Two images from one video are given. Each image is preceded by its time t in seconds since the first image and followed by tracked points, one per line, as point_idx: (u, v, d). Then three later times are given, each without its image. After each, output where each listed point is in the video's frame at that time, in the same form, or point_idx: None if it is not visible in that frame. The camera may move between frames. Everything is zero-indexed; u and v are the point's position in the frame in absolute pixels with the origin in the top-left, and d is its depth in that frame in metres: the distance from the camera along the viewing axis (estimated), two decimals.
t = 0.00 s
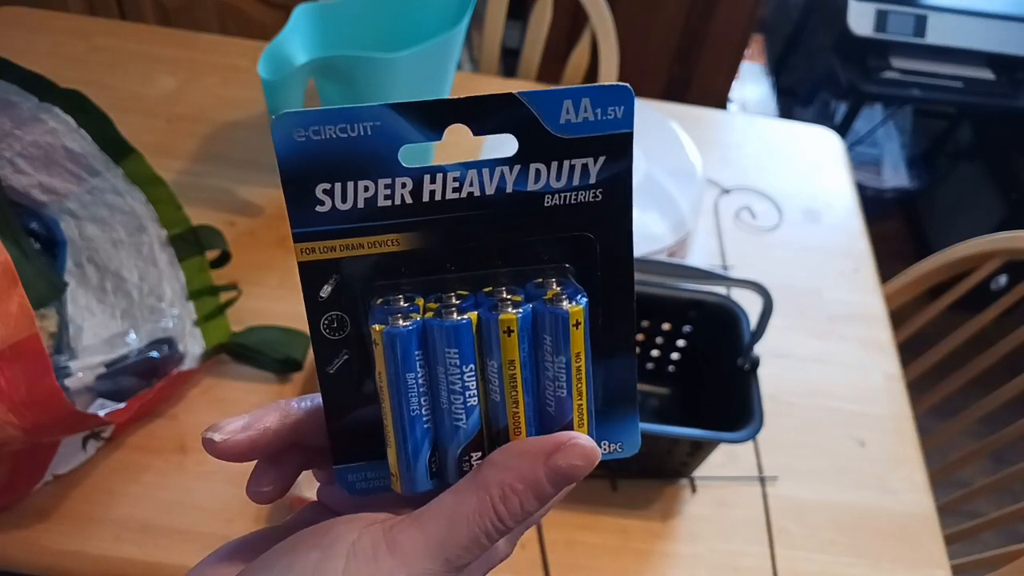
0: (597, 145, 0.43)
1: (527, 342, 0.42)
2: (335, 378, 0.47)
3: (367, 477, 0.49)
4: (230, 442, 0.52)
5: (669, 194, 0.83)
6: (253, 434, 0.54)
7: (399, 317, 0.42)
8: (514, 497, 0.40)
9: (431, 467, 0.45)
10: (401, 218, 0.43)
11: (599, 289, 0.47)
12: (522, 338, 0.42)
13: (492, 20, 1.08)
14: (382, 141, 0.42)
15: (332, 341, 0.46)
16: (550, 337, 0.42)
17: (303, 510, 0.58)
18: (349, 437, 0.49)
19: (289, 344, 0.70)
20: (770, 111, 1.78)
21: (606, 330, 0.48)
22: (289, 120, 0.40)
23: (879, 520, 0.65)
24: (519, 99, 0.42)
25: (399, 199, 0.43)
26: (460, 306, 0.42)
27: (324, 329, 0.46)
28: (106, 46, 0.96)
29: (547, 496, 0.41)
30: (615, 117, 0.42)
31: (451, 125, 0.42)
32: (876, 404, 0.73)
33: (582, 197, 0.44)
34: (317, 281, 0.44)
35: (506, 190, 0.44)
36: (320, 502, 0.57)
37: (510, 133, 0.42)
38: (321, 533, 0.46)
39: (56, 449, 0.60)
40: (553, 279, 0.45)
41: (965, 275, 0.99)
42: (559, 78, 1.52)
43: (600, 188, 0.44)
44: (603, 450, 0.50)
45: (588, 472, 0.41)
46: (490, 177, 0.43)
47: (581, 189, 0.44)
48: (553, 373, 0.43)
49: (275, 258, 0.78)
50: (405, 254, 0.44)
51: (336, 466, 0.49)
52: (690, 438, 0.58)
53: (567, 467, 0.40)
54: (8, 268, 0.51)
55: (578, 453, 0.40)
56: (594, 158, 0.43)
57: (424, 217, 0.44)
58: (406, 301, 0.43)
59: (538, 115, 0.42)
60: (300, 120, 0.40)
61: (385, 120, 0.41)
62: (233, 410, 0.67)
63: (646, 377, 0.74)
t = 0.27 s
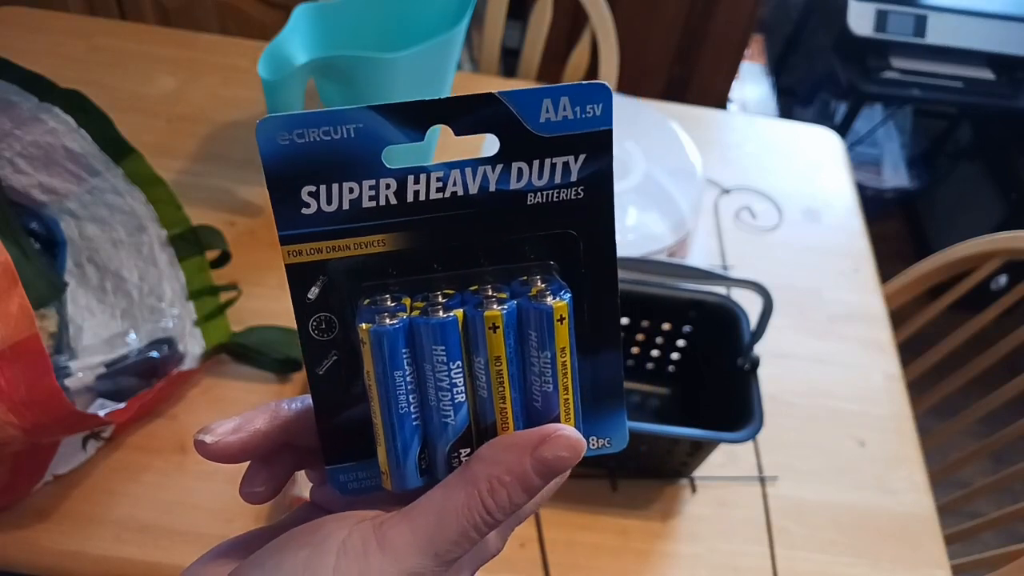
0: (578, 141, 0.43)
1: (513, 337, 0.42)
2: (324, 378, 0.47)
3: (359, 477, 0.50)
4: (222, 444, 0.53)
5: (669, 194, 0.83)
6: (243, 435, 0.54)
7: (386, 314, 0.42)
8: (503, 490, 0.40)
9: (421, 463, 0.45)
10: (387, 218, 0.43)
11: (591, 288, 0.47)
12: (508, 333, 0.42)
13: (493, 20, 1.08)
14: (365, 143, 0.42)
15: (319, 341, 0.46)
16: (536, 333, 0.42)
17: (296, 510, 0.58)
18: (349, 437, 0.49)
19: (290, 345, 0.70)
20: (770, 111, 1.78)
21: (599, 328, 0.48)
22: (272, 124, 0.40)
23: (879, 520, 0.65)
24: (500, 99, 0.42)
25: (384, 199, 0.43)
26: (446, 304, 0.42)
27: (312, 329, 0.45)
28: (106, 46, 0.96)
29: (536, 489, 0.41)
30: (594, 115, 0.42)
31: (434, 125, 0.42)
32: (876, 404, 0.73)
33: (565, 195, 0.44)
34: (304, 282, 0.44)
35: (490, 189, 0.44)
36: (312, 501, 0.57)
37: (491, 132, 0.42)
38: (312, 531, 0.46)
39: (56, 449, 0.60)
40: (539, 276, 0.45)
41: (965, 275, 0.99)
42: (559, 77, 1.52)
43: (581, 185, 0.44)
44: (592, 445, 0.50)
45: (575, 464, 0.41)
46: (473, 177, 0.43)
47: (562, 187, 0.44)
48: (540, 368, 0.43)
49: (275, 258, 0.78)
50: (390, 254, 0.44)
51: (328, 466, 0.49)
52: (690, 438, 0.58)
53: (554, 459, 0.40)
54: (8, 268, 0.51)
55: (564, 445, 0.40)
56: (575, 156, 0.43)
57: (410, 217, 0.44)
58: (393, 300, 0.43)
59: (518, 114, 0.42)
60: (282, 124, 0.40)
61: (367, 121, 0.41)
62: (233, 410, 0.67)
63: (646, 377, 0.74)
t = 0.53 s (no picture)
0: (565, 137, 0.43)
1: (498, 330, 0.43)
2: (313, 374, 0.47)
3: (347, 474, 0.50)
4: (208, 440, 0.52)
5: (668, 194, 0.83)
6: (231, 432, 0.54)
7: (371, 308, 0.42)
8: (487, 481, 0.40)
9: (409, 458, 0.45)
10: (372, 213, 0.43)
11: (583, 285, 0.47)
12: (493, 326, 0.42)
13: (493, 21, 1.08)
14: (349, 137, 0.42)
15: (306, 338, 0.46)
16: (522, 325, 0.43)
17: (286, 507, 0.58)
18: (348, 437, 0.49)
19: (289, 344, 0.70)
20: (770, 111, 1.78)
21: (588, 323, 0.48)
22: (256, 118, 0.40)
23: (879, 520, 0.65)
24: (485, 91, 0.42)
25: (368, 194, 0.43)
26: (431, 298, 0.43)
27: (298, 325, 0.46)
28: (106, 46, 0.96)
29: (520, 480, 0.41)
30: (579, 108, 0.43)
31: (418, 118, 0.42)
32: (876, 404, 0.73)
33: (549, 187, 0.44)
34: (290, 278, 0.44)
35: (475, 183, 0.44)
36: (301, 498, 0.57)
37: (476, 125, 0.42)
38: (297, 525, 0.46)
39: (55, 449, 0.60)
40: (524, 270, 0.45)
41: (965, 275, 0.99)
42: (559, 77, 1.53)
43: (566, 177, 0.44)
44: (580, 440, 0.50)
45: (558, 454, 0.41)
46: (458, 170, 0.43)
47: (547, 180, 0.44)
48: (526, 361, 0.43)
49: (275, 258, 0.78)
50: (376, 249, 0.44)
51: (318, 463, 0.49)
52: (690, 438, 0.58)
53: (538, 448, 0.40)
54: (8, 268, 0.51)
55: (548, 434, 0.40)
56: (560, 149, 0.43)
57: (394, 213, 0.44)
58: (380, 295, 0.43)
59: (502, 106, 0.42)
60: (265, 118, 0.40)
61: (351, 115, 0.41)
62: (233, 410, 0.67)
63: (645, 377, 0.74)
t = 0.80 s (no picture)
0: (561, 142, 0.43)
1: (496, 340, 0.43)
2: (311, 385, 0.47)
3: (343, 484, 0.50)
4: (205, 449, 0.52)
5: (669, 194, 0.83)
6: (227, 441, 0.53)
7: (369, 319, 0.42)
8: (484, 492, 0.40)
9: (406, 468, 0.45)
10: (369, 223, 0.43)
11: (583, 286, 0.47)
12: (490, 336, 0.42)
13: (493, 21, 1.08)
14: (345, 147, 0.42)
15: (303, 348, 0.46)
16: (519, 335, 0.43)
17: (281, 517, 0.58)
18: (348, 438, 0.49)
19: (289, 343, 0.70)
20: (770, 111, 1.78)
21: (588, 331, 0.48)
22: (252, 130, 0.40)
23: (879, 520, 0.65)
24: (479, 101, 0.42)
25: (366, 204, 0.43)
26: (429, 308, 0.42)
27: (295, 335, 0.46)
28: (106, 46, 0.96)
29: (519, 491, 0.41)
30: (575, 119, 0.43)
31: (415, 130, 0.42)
32: (876, 404, 0.73)
33: (545, 198, 0.45)
34: (287, 288, 0.44)
35: (472, 193, 0.44)
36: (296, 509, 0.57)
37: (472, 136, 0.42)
38: (294, 537, 0.46)
39: (55, 449, 0.60)
40: (521, 281, 0.45)
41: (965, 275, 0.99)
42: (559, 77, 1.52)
43: (562, 189, 0.44)
44: (576, 450, 0.50)
45: (557, 465, 0.41)
46: (455, 181, 0.43)
47: (543, 192, 0.44)
48: (523, 372, 0.43)
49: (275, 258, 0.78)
50: (373, 259, 0.44)
51: (313, 474, 0.49)
52: (690, 438, 0.58)
53: (535, 460, 0.40)
54: (8, 268, 0.51)
55: (545, 446, 0.40)
56: (557, 159, 0.44)
57: (391, 222, 0.44)
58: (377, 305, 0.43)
59: (499, 116, 0.42)
60: (261, 129, 0.40)
61: (348, 125, 0.41)
62: (233, 410, 0.67)
63: (645, 377, 0.74)
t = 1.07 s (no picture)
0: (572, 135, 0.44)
1: (513, 333, 0.43)
2: (323, 374, 0.47)
3: (350, 478, 0.50)
4: (211, 424, 0.53)
5: (669, 194, 0.83)
6: (236, 419, 0.54)
7: (386, 308, 0.42)
8: (491, 486, 0.40)
9: (418, 462, 0.45)
10: (388, 215, 0.44)
11: (582, 285, 0.47)
12: (508, 328, 0.42)
13: (493, 21, 1.08)
14: (367, 139, 0.42)
15: (316, 337, 0.46)
16: (534, 329, 0.42)
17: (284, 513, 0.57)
18: (355, 432, 0.49)
19: (289, 343, 0.70)
20: (770, 111, 1.78)
21: (597, 331, 0.48)
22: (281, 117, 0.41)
23: (879, 520, 0.65)
24: (502, 98, 0.42)
25: (386, 194, 0.43)
26: (446, 300, 0.43)
27: (309, 325, 0.46)
28: (106, 46, 0.96)
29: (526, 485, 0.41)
30: (596, 117, 0.43)
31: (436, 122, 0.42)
32: (876, 404, 0.73)
33: (565, 196, 0.45)
34: (304, 276, 0.44)
35: (492, 188, 0.44)
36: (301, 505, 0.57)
37: (495, 132, 0.43)
38: (300, 534, 0.46)
39: (55, 449, 0.60)
40: (538, 276, 0.45)
41: (965, 275, 0.99)
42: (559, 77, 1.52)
43: (582, 187, 0.45)
44: (586, 450, 0.50)
45: (563, 458, 0.41)
46: (475, 175, 0.43)
47: (563, 189, 0.45)
48: (539, 366, 0.43)
49: (275, 258, 0.78)
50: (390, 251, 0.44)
51: (319, 467, 0.49)
52: (690, 438, 0.58)
53: (541, 454, 0.40)
54: (8, 268, 0.51)
55: (551, 441, 0.40)
56: (576, 158, 0.44)
57: (408, 215, 0.44)
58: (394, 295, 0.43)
59: (520, 111, 0.42)
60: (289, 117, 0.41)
61: (372, 117, 0.42)
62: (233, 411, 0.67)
63: (645, 377, 0.74)
